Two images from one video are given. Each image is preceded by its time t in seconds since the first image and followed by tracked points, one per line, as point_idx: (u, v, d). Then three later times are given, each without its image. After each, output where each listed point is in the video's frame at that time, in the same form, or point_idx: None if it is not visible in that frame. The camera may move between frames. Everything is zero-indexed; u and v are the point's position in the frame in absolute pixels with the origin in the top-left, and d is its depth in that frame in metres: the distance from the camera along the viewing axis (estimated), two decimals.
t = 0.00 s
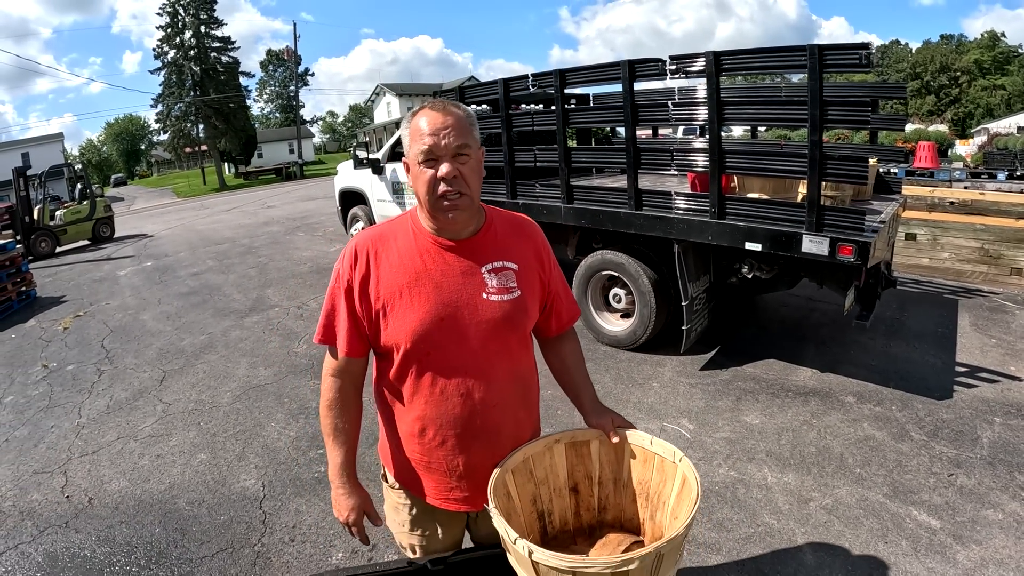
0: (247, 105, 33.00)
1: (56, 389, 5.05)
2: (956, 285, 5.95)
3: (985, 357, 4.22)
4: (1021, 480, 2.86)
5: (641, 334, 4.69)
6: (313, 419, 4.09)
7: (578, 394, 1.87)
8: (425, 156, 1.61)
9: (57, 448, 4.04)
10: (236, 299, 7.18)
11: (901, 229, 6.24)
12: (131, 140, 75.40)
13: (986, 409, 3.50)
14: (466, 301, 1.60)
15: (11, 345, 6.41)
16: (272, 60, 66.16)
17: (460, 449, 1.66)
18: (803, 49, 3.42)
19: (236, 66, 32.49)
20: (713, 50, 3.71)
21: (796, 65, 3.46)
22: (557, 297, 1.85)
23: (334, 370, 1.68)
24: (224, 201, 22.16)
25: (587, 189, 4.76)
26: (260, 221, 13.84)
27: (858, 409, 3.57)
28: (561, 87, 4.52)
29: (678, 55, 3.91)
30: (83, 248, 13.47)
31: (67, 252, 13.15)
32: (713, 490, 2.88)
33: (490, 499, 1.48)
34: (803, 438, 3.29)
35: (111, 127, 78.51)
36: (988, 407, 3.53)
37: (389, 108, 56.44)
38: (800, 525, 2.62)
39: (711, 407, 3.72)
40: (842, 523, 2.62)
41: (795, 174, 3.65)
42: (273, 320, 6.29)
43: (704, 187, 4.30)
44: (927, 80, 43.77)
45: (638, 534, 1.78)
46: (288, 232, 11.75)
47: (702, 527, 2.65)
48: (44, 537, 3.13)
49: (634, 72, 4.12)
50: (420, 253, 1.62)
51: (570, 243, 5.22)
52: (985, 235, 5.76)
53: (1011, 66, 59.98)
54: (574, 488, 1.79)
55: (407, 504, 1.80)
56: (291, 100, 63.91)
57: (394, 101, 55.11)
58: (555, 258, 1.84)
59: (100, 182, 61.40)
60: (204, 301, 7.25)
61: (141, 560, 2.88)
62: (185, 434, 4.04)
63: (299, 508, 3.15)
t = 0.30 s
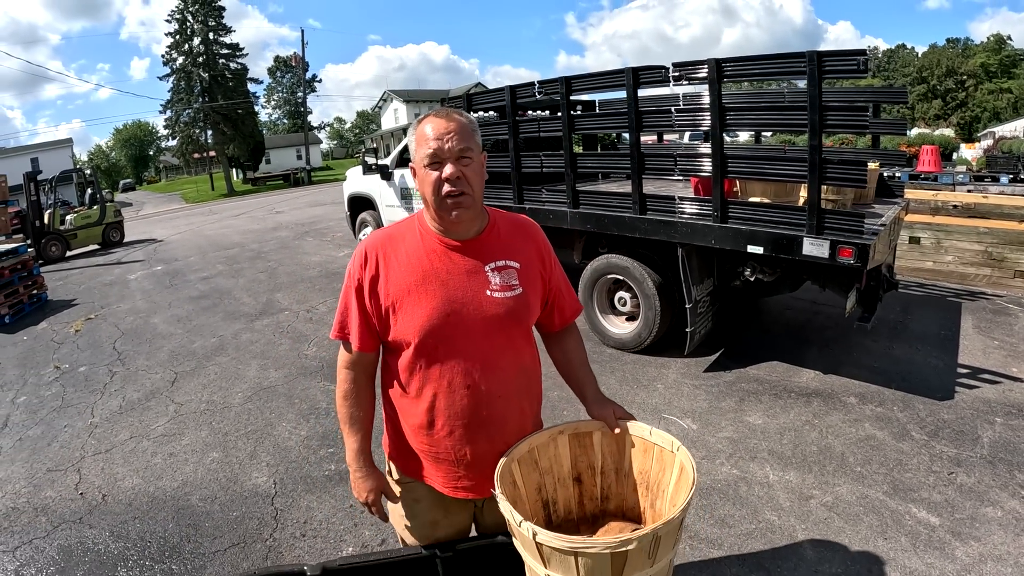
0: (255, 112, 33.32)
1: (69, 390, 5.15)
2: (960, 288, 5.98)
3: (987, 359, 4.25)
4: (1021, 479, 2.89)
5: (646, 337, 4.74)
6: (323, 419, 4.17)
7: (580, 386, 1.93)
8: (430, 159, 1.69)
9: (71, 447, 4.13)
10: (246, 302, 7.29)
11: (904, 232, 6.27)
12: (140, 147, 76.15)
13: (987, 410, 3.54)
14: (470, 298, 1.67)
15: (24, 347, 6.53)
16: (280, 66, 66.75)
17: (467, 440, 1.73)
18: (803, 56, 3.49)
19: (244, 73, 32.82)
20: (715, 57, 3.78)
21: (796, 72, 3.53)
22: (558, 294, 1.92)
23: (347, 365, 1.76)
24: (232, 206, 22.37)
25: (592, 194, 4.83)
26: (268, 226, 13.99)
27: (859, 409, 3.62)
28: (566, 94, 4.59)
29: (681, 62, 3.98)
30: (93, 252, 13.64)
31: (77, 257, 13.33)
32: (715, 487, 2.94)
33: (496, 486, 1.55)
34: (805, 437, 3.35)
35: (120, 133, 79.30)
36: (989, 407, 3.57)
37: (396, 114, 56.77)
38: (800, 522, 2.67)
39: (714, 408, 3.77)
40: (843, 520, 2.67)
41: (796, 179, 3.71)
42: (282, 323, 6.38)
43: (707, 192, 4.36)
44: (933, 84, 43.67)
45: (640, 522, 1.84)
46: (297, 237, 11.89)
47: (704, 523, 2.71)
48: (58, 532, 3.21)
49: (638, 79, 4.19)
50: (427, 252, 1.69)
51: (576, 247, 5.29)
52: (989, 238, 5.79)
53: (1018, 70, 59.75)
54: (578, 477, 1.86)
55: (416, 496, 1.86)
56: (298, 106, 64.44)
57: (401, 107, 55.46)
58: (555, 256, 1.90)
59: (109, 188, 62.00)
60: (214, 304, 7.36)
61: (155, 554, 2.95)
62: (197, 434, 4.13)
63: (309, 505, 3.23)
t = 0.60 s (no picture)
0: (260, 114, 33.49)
1: (77, 388, 5.22)
2: (960, 288, 6.01)
3: (985, 358, 4.29)
4: (1017, 475, 2.94)
5: (647, 336, 4.78)
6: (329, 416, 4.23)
7: (564, 376, 1.98)
8: (400, 162, 1.76)
9: (79, 443, 4.20)
10: (252, 303, 7.36)
11: (904, 233, 6.31)
12: (144, 149, 76.59)
13: (984, 407, 3.58)
14: (443, 294, 1.73)
15: (31, 346, 6.60)
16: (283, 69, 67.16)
17: (448, 432, 1.77)
18: (798, 59, 3.55)
19: (248, 75, 32.99)
20: (713, 60, 3.83)
21: (792, 74, 3.59)
22: (527, 286, 1.96)
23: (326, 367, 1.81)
24: (237, 208, 22.49)
25: (593, 195, 4.87)
26: (272, 229, 14.07)
27: (857, 407, 3.68)
28: (568, 96, 4.65)
29: (681, 65, 4.03)
30: (98, 253, 13.73)
31: (83, 258, 13.42)
32: (714, 482, 3.04)
33: (493, 483, 1.59)
34: (803, 434, 3.42)
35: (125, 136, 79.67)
36: (986, 405, 3.61)
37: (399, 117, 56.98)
38: (797, 516, 2.76)
39: (714, 405, 3.83)
40: (839, 514, 2.75)
41: (793, 179, 3.77)
42: (288, 323, 6.45)
43: (706, 193, 4.41)
44: (936, 86, 43.64)
45: (635, 499, 1.91)
46: (302, 239, 11.98)
47: (703, 517, 2.79)
48: (67, 525, 3.27)
49: (638, 82, 4.24)
50: (398, 252, 1.75)
51: (578, 248, 5.35)
52: (988, 239, 5.83)
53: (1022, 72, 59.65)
54: (570, 463, 1.92)
55: (408, 493, 1.90)
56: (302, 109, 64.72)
57: (404, 109, 55.61)
58: (522, 250, 1.95)
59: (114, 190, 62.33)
60: (220, 305, 7.43)
61: (164, 546, 3.02)
62: (205, 430, 4.19)
63: (315, 498, 3.28)
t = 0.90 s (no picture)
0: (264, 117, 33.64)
1: (84, 388, 5.28)
2: (961, 290, 6.04)
3: (985, 358, 4.32)
4: (1014, 473, 2.98)
5: (648, 337, 4.82)
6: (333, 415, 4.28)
7: (554, 374, 2.01)
8: (376, 174, 1.79)
9: (87, 442, 4.25)
10: (257, 304, 7.42)
11: (906, 235, 6.34)
12: (149, 152, 76.94)
13: (983, 407, 3.62)
14: (419, 302, 1.77)
15: (38, 347, 6.67)
16: (287, 72, 67.43)
17: (428, 437, 1.82)
18: (797, 63, 3.60)
19: (252, 78, 33.16)
20: (713, 64, 3.87)
21: (790, 78, 3.64)
22: (503, 288, 2.01)
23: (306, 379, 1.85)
24: (241, 211, 22.63)
25: (595, 197, 4.91)
26: (276, 231, 14.15)
27: (857, 407, 3.71)
28: (571, 100, 4.70)
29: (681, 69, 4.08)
30: (103, 255, 13.82)
31: (88, 260, 13.51)
32: (714, 480, 3.08)
33: (493, 481, 1.63)
34: (803, 433, 3.46)
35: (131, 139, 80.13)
36: (985, 405, 3.65)
37: (403, 119, 57.13)
38: (795, 513, 2.81)
39: (715, 405, 3.87)
40: (837, 511, 2.80)
41: (792, 182, 3.81)
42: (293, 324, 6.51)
43: (706, 195, 4.45)
44: (940, 88, 43.57)
45: (633, 489, 1.95)
46: (306, 240, 12.05)
47: (703, 514, 2.83)
48: (76, 522, 3.33)
49: (640, 86, 4.29)
50: (374, 263, 1.78)
51: (581, 250, 5.39)
52: (989, 241, 5.85)
53: None
54: (569, 457, 1.97)
55: (396, 497, 1.94)
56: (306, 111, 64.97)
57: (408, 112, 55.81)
58: (496, 253, 2.00)
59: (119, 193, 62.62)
60: (225, 306, 7.49)
61: (172, 543, 3.07)
62: (211, 429, 4.24)
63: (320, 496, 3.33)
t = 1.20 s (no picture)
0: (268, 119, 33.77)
1: (89, 388, 5.33)
2: (963, 291, 6.04)
3: (987, 359, 4.32)
4: (1016, 473, 2.99)
5: (651, 338, 4.83)
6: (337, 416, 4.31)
7: (549, 373, 2.04)
8: (368, 181, 1.80)
9: (92, 442, 4.29)
10: (261, 306, 7.46)
11: (908, 236, 6.35)
12: (152, 154, 77.27)
13: (985, 408, 3.63)
14: (409, 307, 1.80)
15: (43, 348, 6.72)
16: (291, 74, 67.67)
17: (420, 441, 1.85)
18: (798, 65, 3.63)
19: (256, 81, 33.28)
20: (715, 67, 3.90)
21: (791, 80, 3.66)
22: (492, 291, 2.04)
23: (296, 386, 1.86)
24: (246, 212, 22.77)
25: (598, 200, 4.94)
26: (280, 233, 14.22)
27: (858, 408, 3.73)
28: (574, 103, 4.73)
29: (683, 72, 4.11)
30: (108, 257, 13.90)
31: (93, 261, 13.60)
32: (716, 480, 3.10)
33: (505, 479, 1.63)
34: (804, 434, 3.47)
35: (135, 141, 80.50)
36: (986, 406, 3.66)
37: (406, 121, 57.27)
38: (797, 512, 2.82)
39: (717, 406, 3.88)
40: (838, 511, 2.81)
41: (793, 184, 3.83)
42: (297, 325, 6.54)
43: (708, 197, 4.47)
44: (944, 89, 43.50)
45: (630, 478, 2.01)
46: (311, 242, 12.10)
47: (705, 514, 2.85)
48: (81, 521, 3.36)
49: (642, 89, 4.32)
50: (363, 270, 1.81)
51: (584, 252, 5.41)
52: (992, 242, 5.85)
53: None
54: (565, 453, 1.99)
55: (393, 502, 1.95)
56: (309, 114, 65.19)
57: (412, 114, 55.91)
58: (483, 256, 2.03)
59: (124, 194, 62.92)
60: (230, 308, 7.54)
61: (177, 541, 3.10)
62: (216, 430, 4.27)
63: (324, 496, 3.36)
